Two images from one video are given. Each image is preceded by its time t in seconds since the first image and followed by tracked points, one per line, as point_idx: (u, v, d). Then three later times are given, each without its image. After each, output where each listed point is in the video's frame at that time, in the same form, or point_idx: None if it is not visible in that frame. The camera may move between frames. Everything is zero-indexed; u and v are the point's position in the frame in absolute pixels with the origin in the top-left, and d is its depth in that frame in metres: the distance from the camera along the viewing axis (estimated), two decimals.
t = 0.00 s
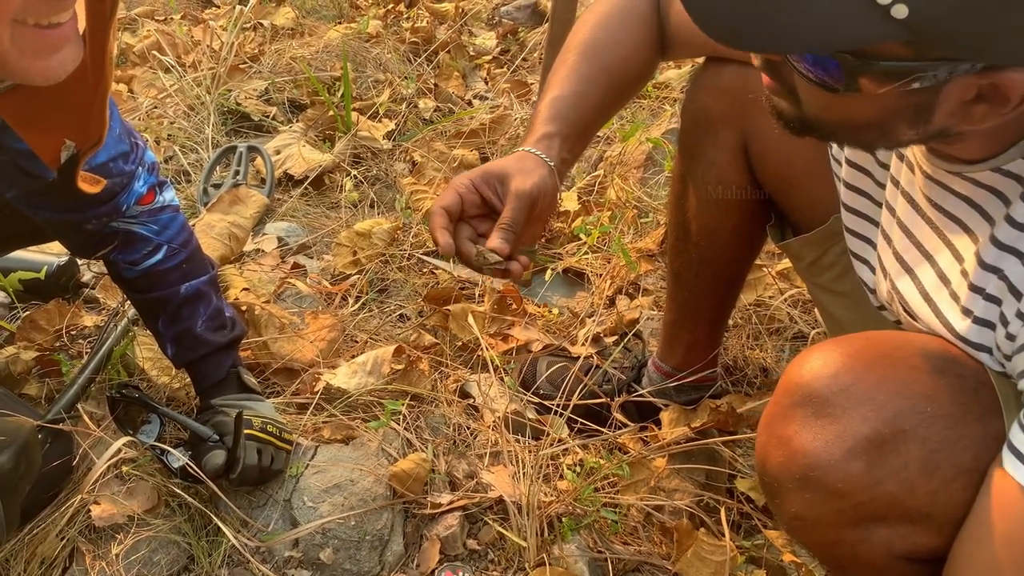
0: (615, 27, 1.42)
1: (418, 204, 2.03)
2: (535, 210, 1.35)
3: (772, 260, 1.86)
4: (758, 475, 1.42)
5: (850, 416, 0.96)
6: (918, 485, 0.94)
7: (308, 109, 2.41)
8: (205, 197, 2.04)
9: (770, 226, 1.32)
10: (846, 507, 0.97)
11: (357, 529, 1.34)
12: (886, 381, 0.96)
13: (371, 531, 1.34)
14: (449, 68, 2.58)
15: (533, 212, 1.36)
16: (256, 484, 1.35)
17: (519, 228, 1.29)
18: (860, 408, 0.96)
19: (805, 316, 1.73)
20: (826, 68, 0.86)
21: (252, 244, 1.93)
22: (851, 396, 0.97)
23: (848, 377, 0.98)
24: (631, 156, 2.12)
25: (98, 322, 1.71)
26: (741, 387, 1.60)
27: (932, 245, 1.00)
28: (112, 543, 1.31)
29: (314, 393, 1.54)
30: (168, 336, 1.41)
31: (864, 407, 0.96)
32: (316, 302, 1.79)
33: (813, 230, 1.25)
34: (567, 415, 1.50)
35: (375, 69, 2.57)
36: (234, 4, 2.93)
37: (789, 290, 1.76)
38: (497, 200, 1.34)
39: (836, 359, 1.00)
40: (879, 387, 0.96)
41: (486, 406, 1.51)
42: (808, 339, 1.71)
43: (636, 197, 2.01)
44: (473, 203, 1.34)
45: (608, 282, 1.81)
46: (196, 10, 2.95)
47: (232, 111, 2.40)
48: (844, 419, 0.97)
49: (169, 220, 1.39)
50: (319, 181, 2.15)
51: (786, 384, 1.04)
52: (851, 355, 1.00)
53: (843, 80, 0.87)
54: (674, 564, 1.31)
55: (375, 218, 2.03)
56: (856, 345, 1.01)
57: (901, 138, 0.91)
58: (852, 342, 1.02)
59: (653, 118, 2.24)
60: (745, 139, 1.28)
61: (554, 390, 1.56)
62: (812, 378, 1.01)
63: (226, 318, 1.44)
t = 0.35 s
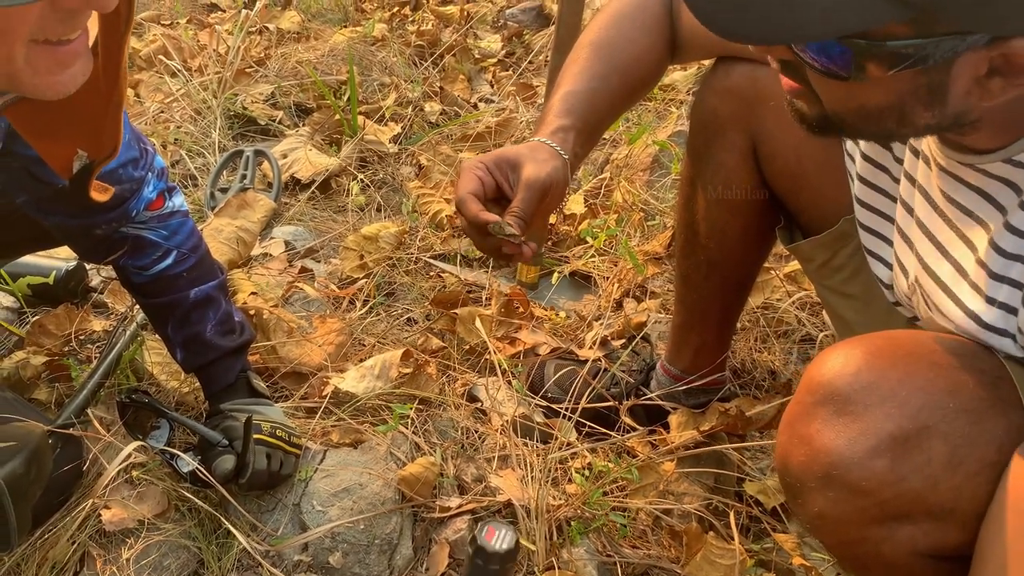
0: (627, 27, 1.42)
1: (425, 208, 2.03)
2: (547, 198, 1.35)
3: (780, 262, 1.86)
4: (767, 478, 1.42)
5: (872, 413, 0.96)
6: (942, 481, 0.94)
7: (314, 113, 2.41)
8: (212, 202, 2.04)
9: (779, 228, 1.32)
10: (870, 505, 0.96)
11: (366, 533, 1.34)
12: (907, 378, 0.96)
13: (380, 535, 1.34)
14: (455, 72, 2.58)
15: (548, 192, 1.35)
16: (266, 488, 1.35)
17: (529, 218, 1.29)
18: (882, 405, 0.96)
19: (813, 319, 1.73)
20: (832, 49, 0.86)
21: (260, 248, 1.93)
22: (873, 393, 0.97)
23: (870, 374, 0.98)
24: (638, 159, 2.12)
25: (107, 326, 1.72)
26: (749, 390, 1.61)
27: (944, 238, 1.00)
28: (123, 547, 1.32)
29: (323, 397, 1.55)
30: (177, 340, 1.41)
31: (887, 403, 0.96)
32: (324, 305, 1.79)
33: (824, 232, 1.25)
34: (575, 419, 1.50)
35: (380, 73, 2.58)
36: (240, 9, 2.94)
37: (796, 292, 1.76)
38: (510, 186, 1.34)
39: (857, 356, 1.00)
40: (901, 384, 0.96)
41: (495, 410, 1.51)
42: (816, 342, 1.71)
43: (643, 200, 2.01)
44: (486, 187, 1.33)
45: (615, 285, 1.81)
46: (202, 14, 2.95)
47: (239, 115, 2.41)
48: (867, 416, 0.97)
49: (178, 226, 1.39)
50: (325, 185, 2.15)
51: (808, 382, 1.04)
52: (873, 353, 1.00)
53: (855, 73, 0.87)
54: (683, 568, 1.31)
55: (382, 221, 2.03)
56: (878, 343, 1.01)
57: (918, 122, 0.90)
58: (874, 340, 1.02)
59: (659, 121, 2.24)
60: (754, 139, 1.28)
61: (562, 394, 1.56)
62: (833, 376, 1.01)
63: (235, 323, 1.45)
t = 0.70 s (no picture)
0: (630, 31, 1.38)
1: (437, 212, 2.04)
2: (553, 189, 1.33)
3: (792, 266, 1.86)
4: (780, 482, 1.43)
5: (933, 501, 0.89)
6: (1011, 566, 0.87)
7: (328, 117, 2.43)
8: (227, 205, 2.06)
9: (789, 237, 1.31)
10: None
11: (379, 535, 1.35)
12: (968, 461, 0.88)
13: (393, 538, 1.35)
14: (467, 76, 2.59)
15: (551, 179, 1.31)
16: (280, 490, 1.36)
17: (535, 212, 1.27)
18: (944, 493, 0.88)
19: (827, 323, 1.73)
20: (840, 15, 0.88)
21: (274, 251, 1.94)
22: (932, 481, 0.89)
23: (926, 459, 0.90)
24: (650, 162, 2.12)
25: (122, 328, 1.73)
26: (762, 395, 1.61)
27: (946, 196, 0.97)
28: (139, 548, 1.33)
29: (337, 399, 1.56)
30: (194, 343, 1.42)
31: (956, 490, 0.88)
32: (337, 308, 1.80)
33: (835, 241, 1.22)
34: (588, 422, 1.50)
35: (393, 77, 2.59)
36: (253, 14, 2.96)
37: (809, 296, 1.76)
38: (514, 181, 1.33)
39: (908, 436, 0.92)
40: (961, 468, 0.88)
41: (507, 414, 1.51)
42: (830, 346, 1.70)
43: (655, 204, 2.02)
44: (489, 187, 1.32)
45: (628, 289, 1.81)
46: (215, 19, 2.97)
47: (253, 119, 2.42)
48: (927, 506, 0.89)
49: (195, 229, 1.40)
50: (339, 189, 2.16)
51: (855, 468, 0.95)
52: (926, 432, 0.91)
53: (856, 30, 0.88)
54: (696, 571, 1.31)
55: (395, 225, 2.04)
56: (926, 418, 0.93)
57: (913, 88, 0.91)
58: (923, 414, 0.94)
59: (671, 125, 2.24)
60: (760, 147, 1.27)
61: (576, 398, 1.56)
62: (884, 461, 0.92)
63: (252, 326, 1.46)
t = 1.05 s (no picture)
0: (636, 60, 1.38)
1: (457, 221, 2.05)
2: (562, 217, 1.30)
3: (812, 279, 1.85)
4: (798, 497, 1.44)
5: None
6: None
7: (348, 126, 2.44)
8: (248, 213, 2.08)
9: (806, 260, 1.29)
10: None
11: (398, 544, 1.36)
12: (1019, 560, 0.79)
13: (411, 547, 1.36)
14: (486, 85, 2.60)
15: (561, 209, 1.29)
16: (301, 497, 1.37)
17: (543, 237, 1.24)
18: None
19: (846, 337, 1.72)
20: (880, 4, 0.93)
21: (295, 260, 1.96)
22: None
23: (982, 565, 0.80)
24: (669, 173, 2.12)
25: (145, 335, 1.75)
26: (781, 409, 1.61)
27: (965, 193, 1.02)
28: (161, 554, 1.34)
29: (356, 407, 1.57)
30: (217, 350, 1.44)
31: None
32: (357, 317, 1.81)
33: (853, 265, 1.21)
34: (606, 434, 1.51)
35: (413, 87, 2.60)
36: (275, 22, 2.99)
37: (829, 310, 1.76)
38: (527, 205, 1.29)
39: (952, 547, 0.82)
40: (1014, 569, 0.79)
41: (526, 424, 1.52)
42: (848, 360, 1.70)
43: (674, 215, 2.02)
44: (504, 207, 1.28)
45: (646, 300, 1.81)
46: (237, 27, 3.00)
47: (274, 127, 2.45)
48: None
49: (219, 238, 1.42)
50: (359, 198, 2.18)
51: None
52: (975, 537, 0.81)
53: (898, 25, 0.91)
54: None
55: (414, 234, 2.05)
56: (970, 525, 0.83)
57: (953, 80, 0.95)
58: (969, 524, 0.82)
59: (690, 136, 2.24)
60: (776, 171, 1.25)
61: (596, 410, 1.56)
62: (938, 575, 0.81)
63: (273, 334, 1.47)
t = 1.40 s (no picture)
0: (661, 68, 1.39)
1: (472, 229, 2.07)
2: (594, 199, 1.32)
3: (827, 290, 1.86)
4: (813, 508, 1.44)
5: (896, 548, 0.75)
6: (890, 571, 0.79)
7: (365, 134, 2.46)
8: (266, 219, 2.10)
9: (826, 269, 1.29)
10: None
11: (412, 550, 1.36)
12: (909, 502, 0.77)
13: (425, 553, 1.37)
14: (501, 94, 2.61)
15: (596, 194, 1.31)
16: (317, 501, 1.38)
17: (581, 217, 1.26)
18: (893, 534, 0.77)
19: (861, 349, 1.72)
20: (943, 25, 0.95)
21: (312, 266, 1.98)
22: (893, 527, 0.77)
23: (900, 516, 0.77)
24: (684, 183, 2.13)
25: (163, 339, 1.77)
26: (796, 420, 1.61)
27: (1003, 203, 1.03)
28: (179, 556, 1.36)
29: (372, 413, 1.58)
30: (236, 355, 1.45)
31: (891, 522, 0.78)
32: (373, 323, 1.83)
33: (870, 274, 1.20)
34: (621, 443, 1.51)
35: (429, 95, 2.62)
36: (293, 31, 3.02)
37: (844, 321, 1.76)
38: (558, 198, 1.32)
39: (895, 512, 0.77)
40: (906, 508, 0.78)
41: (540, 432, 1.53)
42: (863, 372, 1.70)
43: (689, 225, 2.03)
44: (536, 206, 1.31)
45: (661, 309, 1.82)
46: (256, 35, 3.04)
47: (292, 135, 2.47)
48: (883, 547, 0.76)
49: (240, 244, 1.44)
50: (376, 205, 2.20)
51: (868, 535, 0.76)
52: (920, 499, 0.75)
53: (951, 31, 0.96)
54: None
55: (429, 242, 2.07)
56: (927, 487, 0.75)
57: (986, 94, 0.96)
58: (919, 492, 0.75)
59: (705, 146, 2.25)
60: (794, 181, 1.25)
61: (610, 417, 1.57)
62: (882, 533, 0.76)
63: (292, 340, 1.48)
